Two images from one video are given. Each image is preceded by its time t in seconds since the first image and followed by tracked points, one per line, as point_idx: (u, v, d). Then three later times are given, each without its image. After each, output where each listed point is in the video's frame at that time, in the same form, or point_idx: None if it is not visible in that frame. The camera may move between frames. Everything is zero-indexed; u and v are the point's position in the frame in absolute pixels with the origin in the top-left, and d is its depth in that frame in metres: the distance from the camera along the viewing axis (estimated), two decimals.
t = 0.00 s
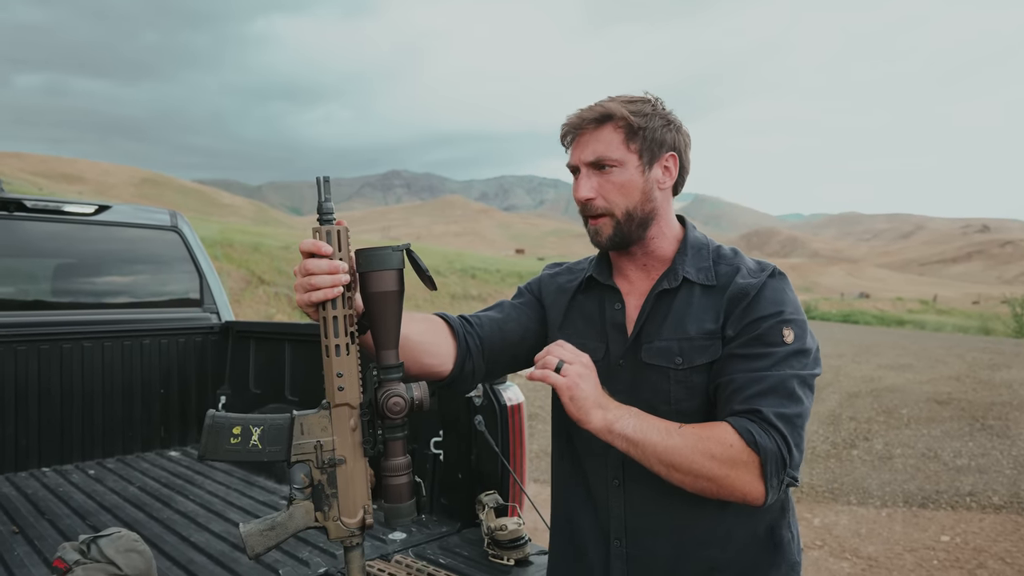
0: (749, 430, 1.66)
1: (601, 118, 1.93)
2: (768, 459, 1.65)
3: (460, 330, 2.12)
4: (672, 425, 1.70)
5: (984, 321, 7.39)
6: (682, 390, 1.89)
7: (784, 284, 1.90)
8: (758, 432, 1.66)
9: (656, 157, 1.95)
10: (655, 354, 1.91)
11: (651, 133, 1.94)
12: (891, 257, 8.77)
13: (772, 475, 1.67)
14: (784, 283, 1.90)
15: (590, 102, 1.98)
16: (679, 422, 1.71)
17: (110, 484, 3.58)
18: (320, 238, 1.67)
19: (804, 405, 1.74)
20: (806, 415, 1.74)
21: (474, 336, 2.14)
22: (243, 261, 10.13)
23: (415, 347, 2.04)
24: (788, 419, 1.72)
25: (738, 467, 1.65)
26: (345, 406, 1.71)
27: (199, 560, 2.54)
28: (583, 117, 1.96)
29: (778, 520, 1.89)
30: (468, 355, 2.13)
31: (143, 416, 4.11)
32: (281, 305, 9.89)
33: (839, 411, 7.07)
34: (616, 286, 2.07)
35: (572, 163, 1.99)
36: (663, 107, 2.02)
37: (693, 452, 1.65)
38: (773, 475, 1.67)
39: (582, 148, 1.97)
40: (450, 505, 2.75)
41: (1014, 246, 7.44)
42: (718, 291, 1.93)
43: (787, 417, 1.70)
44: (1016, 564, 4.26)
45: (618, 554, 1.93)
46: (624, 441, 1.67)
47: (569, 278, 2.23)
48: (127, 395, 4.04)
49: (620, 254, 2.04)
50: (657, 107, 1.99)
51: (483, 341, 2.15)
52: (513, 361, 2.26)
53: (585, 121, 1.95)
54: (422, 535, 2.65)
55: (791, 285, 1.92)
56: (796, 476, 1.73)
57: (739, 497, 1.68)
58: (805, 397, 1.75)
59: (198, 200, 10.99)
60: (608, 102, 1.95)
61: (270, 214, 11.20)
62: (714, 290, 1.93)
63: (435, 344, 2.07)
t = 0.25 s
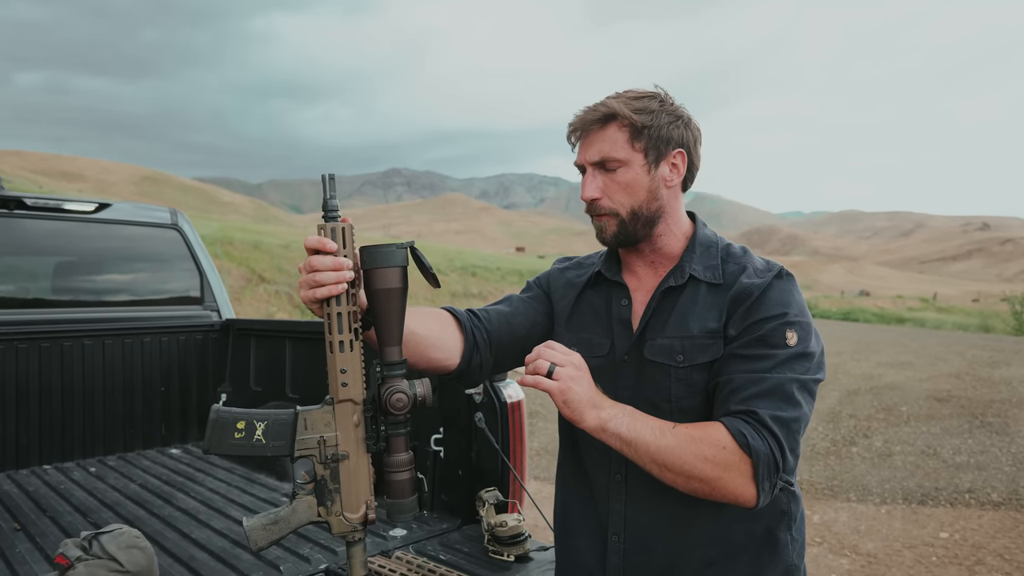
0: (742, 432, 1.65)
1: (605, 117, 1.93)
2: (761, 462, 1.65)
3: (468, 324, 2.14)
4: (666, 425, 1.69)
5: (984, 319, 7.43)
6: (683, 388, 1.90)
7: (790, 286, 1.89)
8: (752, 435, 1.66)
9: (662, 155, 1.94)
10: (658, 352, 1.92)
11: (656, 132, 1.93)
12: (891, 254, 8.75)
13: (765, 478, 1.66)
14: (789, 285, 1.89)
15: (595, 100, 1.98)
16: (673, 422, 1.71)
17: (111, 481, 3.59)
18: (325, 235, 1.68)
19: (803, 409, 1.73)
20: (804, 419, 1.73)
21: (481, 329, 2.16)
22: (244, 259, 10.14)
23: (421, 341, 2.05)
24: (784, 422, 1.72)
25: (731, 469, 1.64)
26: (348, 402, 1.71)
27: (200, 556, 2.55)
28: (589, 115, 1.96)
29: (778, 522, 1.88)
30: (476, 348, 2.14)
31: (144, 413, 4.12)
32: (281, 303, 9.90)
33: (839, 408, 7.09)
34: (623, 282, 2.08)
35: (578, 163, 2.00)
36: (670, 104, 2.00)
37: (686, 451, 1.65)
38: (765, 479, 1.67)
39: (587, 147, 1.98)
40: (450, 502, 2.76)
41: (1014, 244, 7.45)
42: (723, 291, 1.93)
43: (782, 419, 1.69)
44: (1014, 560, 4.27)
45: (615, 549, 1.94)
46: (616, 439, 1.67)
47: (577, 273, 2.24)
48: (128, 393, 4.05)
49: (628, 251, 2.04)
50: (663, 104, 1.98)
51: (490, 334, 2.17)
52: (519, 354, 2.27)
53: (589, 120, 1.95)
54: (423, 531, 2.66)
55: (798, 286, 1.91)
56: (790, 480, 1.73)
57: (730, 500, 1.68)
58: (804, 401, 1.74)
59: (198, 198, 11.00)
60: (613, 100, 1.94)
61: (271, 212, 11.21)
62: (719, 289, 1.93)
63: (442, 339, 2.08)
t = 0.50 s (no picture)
0: (745, 442, 1.63)
1: (622, 114, 1.92)
2: (761, 472, 1.63)
3: (474, 321, 2.14)
4: (667, 430, 1.67)
5: (984, 317, 7.42)
6: (690, 394, 1.90)
7: (804, 294, 1.87)
8: (754, 445, 1.64)
9: (680, 156, 1.93)
10: (666, 355, 1.92)
11: (674, 133, 1.92)
12: (891, 254, 8.74)
13: (764, 490, 1.65)
14: (804, 294, 1.88)
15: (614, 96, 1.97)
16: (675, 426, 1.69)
17: (112, 481, 3.59)
18: (329, 235, 1.68)
19: (809, 422, 1.71)
20: (810, 432, 1.71)
21: (488, 327, 2.16)
22: (243, 259, 10.14)
23: (424, 340, 2.06)
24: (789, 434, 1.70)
25: (730, 478, 1.63)
26: (351, 401, 1.71)
27: (201, 556, 2.55)
28: (607, 111, 1.96)
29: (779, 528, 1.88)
30: (481, 346, 2.15)
31: (145, 413, 4.12)
32: (281, 303, 9.91)
33: (839, 408, 7.10)
34: (635, 282, 2.08)
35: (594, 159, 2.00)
36: (691, 103, 1.99)
37: (687, 458, 1.63)
38: (764, 490, 1.65)
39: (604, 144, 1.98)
40: (451, 501, 2.76)
41: (1014, 243, 7.45)
42: (736, 296, 1.93)
43: (786, 431, 1.68)
44: (1015, 559, 4.28)
45: (614, 551, 1.94)
46: (615, 441, 1.65)
47: (589, 269, 2.24)
48: (129, 393, 4.05)
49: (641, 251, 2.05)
50: (683, 103, 1.96)
51: (497, 331, 2.17)
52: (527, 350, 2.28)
53: (607, 117, 1.94)
54: (423, 531, 2.66)
55: (815, 295, 1.89)
56: (791, 493, 1.71)
57: (727, 508, 1.67)
58: (812, 414, 1.72)
59: (198, 198, 11.01)
60: (633, 97, 1.93)
61: (271, 212, 11.21)
62: (733, 295, 1.93)
63: (447, 336, 2.10)
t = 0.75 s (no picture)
0: (742, 453, 1.63)
1: (647, 107, 1.86)
2: (756, 484, 1.63)
3: (479, 318, 2.16)
4: (664, 434, 1.68)
5: (983, 318, 7.48)
6: (694, 400, 1.90)
7: (818, 305, 1.85)
8: (751, 457, 1.63)
9: (703, 154, 1.89)
10: (673, 359, 1.92)
11: (699, 130, 1.87)
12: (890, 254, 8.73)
13: (758, 503, 1.64)
14: (819, 305, 1.85)
15: (637, 86, 1.90)
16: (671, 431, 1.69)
17: (113, 480, 3.61)
18: (330, 234, 1.70)
19: (813, 436, 1.70)
20: (812, 447, 1.70)
21: (492, 323, 2.17)
22: (242, 259, 10.14)
23: (428, 337, 2.10)
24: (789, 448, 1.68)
25: (723, 488, 1.63)
26: (353, 398, 1.73)
27: (203, 553, 2.56)
28: (630, 103, 1.89)
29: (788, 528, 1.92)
30: (485, 342, 2.17)
31: (145, 412, 4.13)
32: (280, 303, 9.92)
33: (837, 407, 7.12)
34: (647, 279, 2.07)
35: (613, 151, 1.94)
36: (717, 97, 1.93)
37: (680, 464, 1.63)
38: (758, 502, 1.64)
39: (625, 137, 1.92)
40: (451, 499, 2.78)
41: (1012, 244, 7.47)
42: (749, 302, 1.91)
43: (787, 444, 1.66)
44: (1011, 558, 4.30)
45: (620, 550, 1.96)
46: (609, 442, 1.67)
47: (600, 262, 2.24)
48: (129, 392, 4.06)
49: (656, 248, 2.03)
50: (709, 97, 1.91)
51: (501, 328, 2.18)
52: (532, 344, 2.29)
53: (631, 109, 1.88)
54: (423, 529, 2.67)
55: (830, 306, 1.87)
56: (787, 506, 1.70)
57: (717, 517, 1.66)
58: (816, 428, 1.70)
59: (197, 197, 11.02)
60: (658, 89, 1.87)
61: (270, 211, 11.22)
62: (745, 300, 1.91)
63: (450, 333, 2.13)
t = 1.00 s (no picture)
0: (713, 450, 1.59)
1: (655, 95, 1.83)
2: (726, 484, 1.58)
3: (486, 312, 2.21)
4: (634, 427, 1.65)
5: (982, 317, 7.50)
6: (685, 398, 1.90)
7: (819, 304, 1.79)
8: (722, 455, 1.59)
9: (711, 147, 1.87)
10: (668, 356, 1.92)
11: (707, 121, 1.84)
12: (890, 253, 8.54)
13: (727, 503, 1.59)
14: (820, 304, 1.79)
15: (647, 73, 1.87)
16: (643, 424, 1.67)
17: (114, 478, 3.61)
18: (335, 232, 1.70)
19: (800, 439, 1.63)
20: (798, 450, 1.63)
21: (499, 317, 2.22)
22: (242, 258, 10.15)
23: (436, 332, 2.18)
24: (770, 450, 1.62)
25: (689, 485, 1.59)
26: (356, 395, 1.73)
27: (205, 551, 2.57)
28: (638, 89, 1.86)
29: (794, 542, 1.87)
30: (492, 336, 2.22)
31: (147, 411, 4.13)
32: (279, 302, 9.91)
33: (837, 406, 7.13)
34: (652, 272, 2.09)
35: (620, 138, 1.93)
36: (730, 86, 1.90)
37: (646, 458, 1.60)
38: (728, 503, 1.59)
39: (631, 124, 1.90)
40: (452, 497, 2.79)
41: (1012, 243, 7.49)
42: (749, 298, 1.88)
43: (765, 445, 1.60)
44: (1011, 556, 4.31)
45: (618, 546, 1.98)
46: (576, 432, 1.66)
47: (609, 252, 2.25)
48: (130, 390, 4.07)
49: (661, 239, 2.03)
50: (721, 87, 1.87)
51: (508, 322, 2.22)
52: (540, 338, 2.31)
53: (638, 97, 1.85)
54: (425, 526, 2.68)
55: (835, 306, 1.80)
56: (764, 512, 1.63)
57: (685, 516, 1.62)
58: (804, 431, 1.64)
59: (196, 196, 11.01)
60: (667, 77, 1.84)
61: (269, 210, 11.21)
62: (745, 296, 1.88)
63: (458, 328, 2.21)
